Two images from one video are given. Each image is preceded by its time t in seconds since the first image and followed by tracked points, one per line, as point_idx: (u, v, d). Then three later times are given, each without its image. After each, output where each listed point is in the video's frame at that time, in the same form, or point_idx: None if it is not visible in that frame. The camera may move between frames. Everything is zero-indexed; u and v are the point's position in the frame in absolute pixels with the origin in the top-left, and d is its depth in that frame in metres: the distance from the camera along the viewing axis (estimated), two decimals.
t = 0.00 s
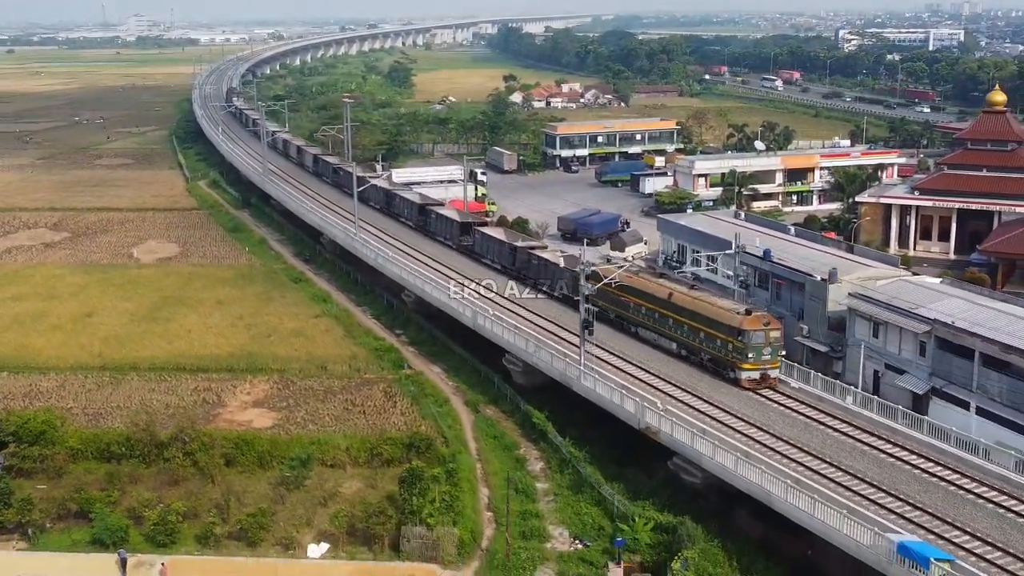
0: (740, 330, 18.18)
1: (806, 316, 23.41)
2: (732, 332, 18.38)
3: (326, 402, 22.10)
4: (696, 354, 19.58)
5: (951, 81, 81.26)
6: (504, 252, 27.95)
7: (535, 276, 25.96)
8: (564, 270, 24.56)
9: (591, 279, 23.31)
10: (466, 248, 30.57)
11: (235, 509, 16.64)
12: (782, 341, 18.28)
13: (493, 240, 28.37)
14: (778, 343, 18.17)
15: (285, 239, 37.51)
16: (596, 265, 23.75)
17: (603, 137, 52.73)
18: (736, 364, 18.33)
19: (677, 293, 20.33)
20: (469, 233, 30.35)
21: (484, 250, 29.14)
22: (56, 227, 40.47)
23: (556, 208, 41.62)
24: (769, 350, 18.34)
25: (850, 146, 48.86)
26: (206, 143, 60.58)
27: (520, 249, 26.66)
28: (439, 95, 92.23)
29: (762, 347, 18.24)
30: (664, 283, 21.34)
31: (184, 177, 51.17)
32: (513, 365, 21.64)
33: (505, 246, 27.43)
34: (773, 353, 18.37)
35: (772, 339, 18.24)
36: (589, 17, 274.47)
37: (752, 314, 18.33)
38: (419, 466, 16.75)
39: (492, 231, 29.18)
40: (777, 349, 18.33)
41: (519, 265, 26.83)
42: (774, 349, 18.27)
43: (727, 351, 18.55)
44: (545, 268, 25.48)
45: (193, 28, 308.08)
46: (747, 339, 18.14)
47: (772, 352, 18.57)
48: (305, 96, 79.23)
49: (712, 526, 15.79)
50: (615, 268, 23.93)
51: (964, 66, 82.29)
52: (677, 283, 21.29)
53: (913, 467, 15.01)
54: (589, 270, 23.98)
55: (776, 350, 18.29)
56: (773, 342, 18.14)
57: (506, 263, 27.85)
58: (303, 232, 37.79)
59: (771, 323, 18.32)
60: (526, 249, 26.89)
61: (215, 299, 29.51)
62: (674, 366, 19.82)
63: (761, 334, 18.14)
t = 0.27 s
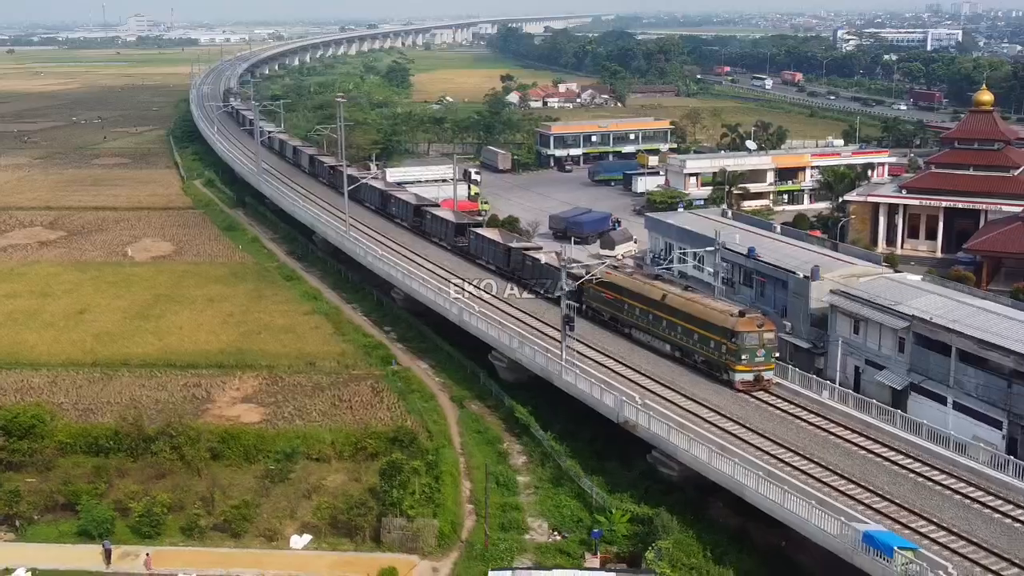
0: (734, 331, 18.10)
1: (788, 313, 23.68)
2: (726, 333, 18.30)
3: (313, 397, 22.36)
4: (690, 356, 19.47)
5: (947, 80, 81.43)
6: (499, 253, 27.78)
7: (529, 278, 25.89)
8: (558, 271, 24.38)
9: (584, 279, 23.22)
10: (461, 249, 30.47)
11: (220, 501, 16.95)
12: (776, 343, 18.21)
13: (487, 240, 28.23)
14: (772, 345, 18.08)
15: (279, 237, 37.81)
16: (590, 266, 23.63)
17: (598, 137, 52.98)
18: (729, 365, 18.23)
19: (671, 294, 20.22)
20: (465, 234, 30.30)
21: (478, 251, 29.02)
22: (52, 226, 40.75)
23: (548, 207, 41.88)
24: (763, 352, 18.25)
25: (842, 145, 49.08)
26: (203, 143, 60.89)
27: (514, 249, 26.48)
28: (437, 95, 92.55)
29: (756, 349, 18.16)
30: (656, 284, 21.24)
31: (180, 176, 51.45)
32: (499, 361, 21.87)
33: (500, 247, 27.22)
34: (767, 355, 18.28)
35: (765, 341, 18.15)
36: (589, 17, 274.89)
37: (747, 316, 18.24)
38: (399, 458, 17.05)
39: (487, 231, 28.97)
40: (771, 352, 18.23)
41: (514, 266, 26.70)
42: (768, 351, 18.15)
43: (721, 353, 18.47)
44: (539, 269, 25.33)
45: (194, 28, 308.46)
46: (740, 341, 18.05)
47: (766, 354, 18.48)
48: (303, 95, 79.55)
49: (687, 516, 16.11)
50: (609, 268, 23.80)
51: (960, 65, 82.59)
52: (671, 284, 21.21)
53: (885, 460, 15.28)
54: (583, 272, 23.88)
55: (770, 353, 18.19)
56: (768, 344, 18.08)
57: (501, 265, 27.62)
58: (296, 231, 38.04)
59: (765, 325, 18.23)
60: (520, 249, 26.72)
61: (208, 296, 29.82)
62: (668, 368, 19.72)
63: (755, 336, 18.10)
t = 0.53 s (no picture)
0: (723, 333, 18.15)
1: (768, 310, 23.94)
2: (715, 334, 18.33)
3: (298, 392, 22.62)
4: (679, 358, 19.51)
5: (941, 80, 81.60)
6: (490, 255, 27.62)
7: (520, 279, 25.83)
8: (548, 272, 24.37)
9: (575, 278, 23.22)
10: (453, 250, 30.46)
11: (201, 492, 17.23)
12: (765, 345, 18.26)
13: (478, 241, 28.12)
14: (761, 347, 18.10)
15: (270, 236, 38.07)
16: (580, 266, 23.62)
17: (590, 136, 53.25)
18: (718, 367, 18.25)
19: (660, 295, 20.22)
20: (456, 234, 30.30)
21: (470, 252, 28.92)
22: (46, 224, 41.01)
23: (539, 206, 42.16)
24: (752, 354, 18.29)
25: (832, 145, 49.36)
26: (198, 142, 61.16)
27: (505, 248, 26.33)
28: (434, 95, 92.82)
29: (745, 351, 18.20)
30: (646, 285, 21.23)
31: (175, 176, 51.70)
32: (482, 357, 22.15)
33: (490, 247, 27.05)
34: (756, 357, 18.32)
35: (754, 343, 18.19)
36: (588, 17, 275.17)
37: (735, 317, 18.29)
38: (377, 450, 17.35)
39: (478, 232, 28.85)
40: (760, 353, 18.25)
41: (504, 267, 26.57)
42: (756, 353, 18.20)
43: (710, 354, 18.50)
44: (530, 270, 25.29)
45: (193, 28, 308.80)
46: (729, 343, 18.08)
47: (755, 356, 18.52)
48: (299, 95, 79.81)
49: (660, 508, 16.40)
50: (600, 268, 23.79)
51: (954, 66, 82.93)
52: (660, 285, 21.23)
53: (853, 453, 15.57)
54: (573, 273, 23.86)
55: (759, 355, 18.21)
56: (757, 347, 18.18)
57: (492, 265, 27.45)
58: (288, 229, 38.30)
59: (755, 327, 18.27)
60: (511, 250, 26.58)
61: (198, 293, 30.08)
62: (657, 370, 19.74)
63: (744, 338, 18.18)
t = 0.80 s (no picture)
0: (708, 334, 17.98)
1: (747, 307, 24.19)
2: (700, 336, 18.18)
3: (281, 388, 22.88)
4: (665, 359, 19.40)
5: (934, 80, 81.77)
6: (480, 256, 27.48)
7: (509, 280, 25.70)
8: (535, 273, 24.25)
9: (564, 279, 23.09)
10: (442, 251, 30.34)
11: (179, 486, 17.54)
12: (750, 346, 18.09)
13: (468, 244, 27.98)
14: (746, 348, 17.93)
15: (260, 235, 38.35)
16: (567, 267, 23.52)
17: (582, 136, 53.52)
18: (704, 369, 18.09)
19: (647, 297, 20.07)
20: (446, 236, 30.15)
21: (460, 253, 28.79)
22: (38, 223, 41.28)
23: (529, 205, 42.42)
24: (738, 356, 18.13)
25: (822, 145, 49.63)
26: (193, 142, 61.44)
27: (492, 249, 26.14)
28: (430, 95, 93.13)
29: (731, 352, 18.03)
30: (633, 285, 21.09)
31: (169, 175, 51.98)
32: (463, 353, 22.40)
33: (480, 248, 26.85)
34: (741, 359, 18.15)
35: (739, 344, 18.03)
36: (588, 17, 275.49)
37: (721, 319, 18.11)
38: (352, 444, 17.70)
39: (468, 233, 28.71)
40: (746, 355, 18.10)
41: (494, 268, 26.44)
42: (742, 355, 18.03)
43: (696, 357, 18.35)
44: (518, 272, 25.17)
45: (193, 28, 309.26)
46: (714, 344, 17.92)
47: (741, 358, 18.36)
48: (295, 95, 80.11)
49: (630, 501, 16.62)
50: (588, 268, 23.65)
51: (947, 66, 83.24)
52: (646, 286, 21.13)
53: (819, 448, 15.80)
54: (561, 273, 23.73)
55: (744, 356, 18.06)
56: (742, 348, 17.97)
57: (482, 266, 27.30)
58: (278, 228, 38.55)
59: (740, 328, 18.11)
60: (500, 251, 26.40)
61: (185, 291, 30.37)
62: (643, 372, 19.64)
63: (730, 339, 17.95)
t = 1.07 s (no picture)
0: (691, 337, 18.02)
1: (724, 305, 24.49)
2: (684, 338, 18.23)
3: (262, 383, 23.16)
4: (649, 361, 19.47)
5: (927, 80, 81.99)
6: (467, 258, 27.48)
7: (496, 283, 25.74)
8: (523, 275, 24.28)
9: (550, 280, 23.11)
10: (431, 252, 30.31)
11: (156, 479, 17.85)
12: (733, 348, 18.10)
13: (456, 245, 27.88)
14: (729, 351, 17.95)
15: (249, 234, 38.67)
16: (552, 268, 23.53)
17: (572, 136, 53.83)
18: (687, 371, 18.13)
19: (632, 299, 20.11)
20: (435, 237, 30.12)
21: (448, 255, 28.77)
22: (30, 223, 41.56)
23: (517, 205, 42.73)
24: (721, 358, 18.16)
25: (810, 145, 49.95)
26: (186, 142, 61.72)
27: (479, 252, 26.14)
28: (425, 96, 93.43)
29: (713, 355, 18.06)
30: (618, 288, 21.12)
31: (161, 175, 52.26)
32: (442, 350, 22.71)
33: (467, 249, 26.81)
34: (724, 360, 18.18)
35: (723, 347, 18.08)
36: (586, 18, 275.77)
37: (704, 321, 18.14)
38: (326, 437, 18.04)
39: (457, 235, 28.67)
40: (729, 357, 18.14)
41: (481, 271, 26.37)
42: (725, 357, 18.05)
43: (679, 358, 18.39)
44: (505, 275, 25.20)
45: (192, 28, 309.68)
46: (697, 347, 17.96)
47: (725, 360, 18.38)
48: (290, 95, 80.41)
49: (599, 495, 16.90)
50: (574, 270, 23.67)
51: (940, 66, 83.58)
52: (631, 289, 21.20)
53: (784, 442, 16.09)
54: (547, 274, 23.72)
55: (728, 359, 18.10)
56: (725, 350, 18.01)
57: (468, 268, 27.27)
58: (267, 228, 38.84)
59: (723, 330, 18.12)
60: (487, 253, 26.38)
61: (173, 289, 30.67)
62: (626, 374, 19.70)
63: (712, 341, 17.99)
